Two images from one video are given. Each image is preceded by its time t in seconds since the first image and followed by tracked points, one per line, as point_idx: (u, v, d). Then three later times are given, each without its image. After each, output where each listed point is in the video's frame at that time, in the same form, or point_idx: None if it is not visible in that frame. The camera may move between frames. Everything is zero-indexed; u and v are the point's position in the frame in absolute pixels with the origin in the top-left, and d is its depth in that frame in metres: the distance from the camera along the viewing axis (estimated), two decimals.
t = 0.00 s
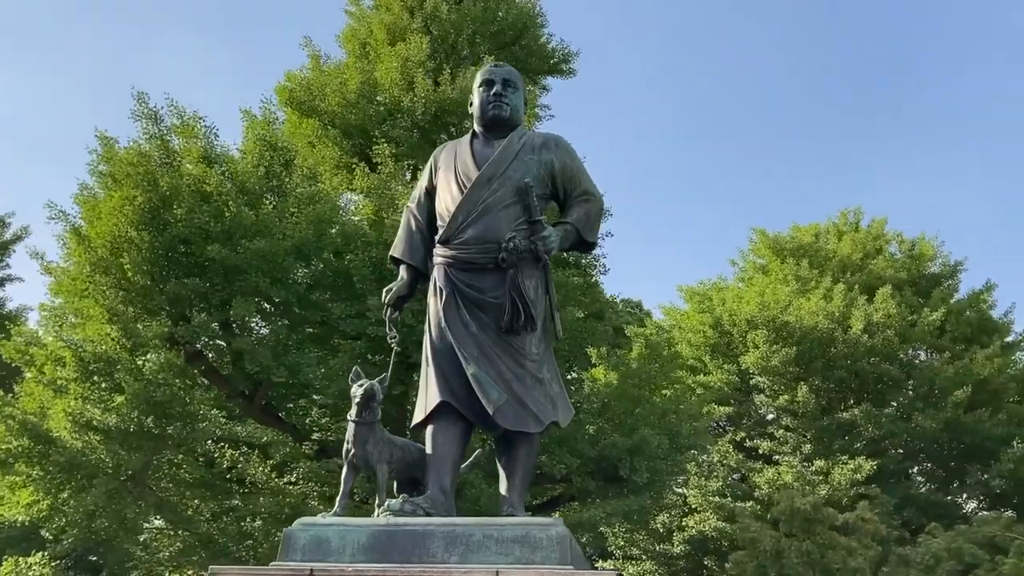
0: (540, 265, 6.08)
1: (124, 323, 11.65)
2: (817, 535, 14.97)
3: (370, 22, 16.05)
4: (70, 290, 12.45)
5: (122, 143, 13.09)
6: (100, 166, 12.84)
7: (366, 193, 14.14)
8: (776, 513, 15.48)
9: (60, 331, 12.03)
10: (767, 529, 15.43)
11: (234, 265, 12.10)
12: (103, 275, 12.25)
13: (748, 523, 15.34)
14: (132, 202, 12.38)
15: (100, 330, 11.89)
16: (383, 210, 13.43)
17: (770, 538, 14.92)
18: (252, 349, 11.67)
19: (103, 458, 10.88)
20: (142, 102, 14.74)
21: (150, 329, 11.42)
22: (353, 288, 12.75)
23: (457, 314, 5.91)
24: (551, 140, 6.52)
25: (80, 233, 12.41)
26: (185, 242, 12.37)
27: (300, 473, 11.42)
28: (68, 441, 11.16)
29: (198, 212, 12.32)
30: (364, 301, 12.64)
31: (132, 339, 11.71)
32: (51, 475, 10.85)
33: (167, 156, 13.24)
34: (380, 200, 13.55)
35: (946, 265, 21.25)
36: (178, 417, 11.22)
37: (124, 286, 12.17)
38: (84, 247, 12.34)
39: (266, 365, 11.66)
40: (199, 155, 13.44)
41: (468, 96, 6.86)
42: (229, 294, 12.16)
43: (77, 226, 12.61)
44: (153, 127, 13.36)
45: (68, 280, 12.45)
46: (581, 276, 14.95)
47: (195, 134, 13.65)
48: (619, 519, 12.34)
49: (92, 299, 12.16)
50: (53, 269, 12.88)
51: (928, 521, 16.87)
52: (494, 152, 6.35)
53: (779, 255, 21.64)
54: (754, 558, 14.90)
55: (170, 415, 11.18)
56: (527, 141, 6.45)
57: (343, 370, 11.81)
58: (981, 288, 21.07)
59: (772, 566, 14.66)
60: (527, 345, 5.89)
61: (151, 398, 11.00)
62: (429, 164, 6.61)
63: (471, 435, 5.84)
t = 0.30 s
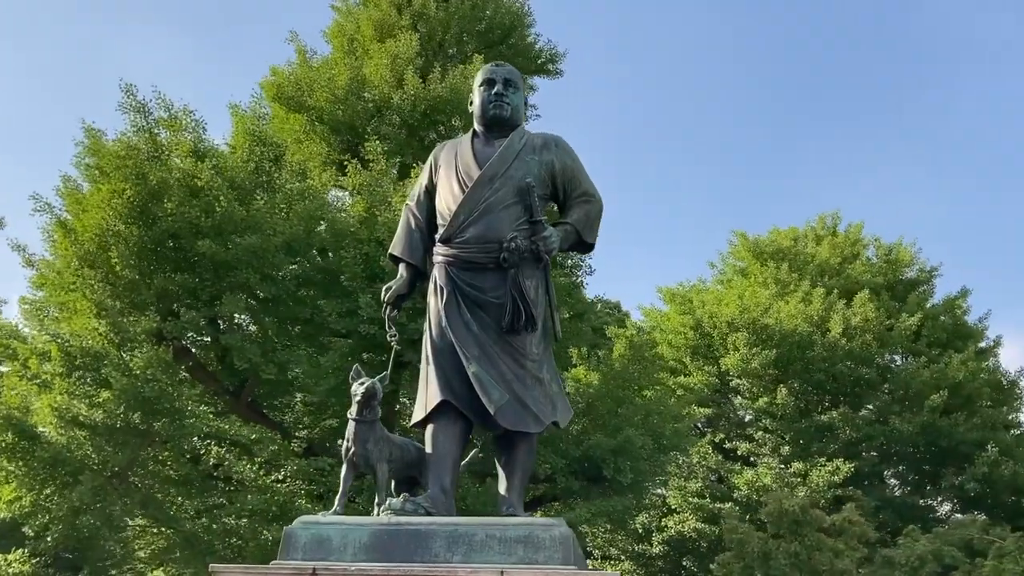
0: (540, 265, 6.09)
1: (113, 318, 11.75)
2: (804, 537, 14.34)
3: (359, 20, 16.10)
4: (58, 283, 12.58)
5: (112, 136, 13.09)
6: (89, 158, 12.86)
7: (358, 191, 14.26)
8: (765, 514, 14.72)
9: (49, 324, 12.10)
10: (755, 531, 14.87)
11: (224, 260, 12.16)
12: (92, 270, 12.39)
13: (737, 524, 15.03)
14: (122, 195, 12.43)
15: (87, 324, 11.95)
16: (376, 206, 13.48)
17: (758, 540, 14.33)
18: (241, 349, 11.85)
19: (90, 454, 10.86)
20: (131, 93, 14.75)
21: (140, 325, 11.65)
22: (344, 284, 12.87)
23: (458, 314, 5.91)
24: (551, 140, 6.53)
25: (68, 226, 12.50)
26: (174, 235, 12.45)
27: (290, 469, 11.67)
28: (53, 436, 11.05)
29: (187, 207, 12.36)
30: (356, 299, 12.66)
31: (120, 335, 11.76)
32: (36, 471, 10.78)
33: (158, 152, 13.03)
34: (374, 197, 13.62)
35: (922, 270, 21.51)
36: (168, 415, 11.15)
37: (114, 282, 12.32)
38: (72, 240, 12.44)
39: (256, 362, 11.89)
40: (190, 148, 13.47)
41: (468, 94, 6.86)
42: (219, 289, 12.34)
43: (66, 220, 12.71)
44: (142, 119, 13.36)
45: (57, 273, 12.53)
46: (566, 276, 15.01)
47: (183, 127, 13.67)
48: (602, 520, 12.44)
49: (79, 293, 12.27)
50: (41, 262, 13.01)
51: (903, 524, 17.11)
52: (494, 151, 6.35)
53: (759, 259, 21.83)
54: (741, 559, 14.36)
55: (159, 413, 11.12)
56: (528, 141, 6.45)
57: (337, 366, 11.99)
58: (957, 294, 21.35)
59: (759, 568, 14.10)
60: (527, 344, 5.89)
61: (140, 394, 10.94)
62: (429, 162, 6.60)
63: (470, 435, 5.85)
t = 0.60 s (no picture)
0: (543, 265, 6.08)
1: (101, 313, 11.72)
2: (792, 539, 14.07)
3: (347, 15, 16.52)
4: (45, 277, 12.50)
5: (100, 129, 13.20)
6: (77, 150, 12.83)
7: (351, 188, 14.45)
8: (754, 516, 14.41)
9: (37, 319, 12.19)
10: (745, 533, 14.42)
11: (215, 256, 12.37)
12: (81, 264, 12.41)
13: (727, 528, 14.42)
14: (111, 189, 12.52)
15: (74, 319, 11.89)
16: (369, 203, 13.76)
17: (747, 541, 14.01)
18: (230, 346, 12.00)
19: (77, 450, 10.70)
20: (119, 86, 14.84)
21: (128, 319, 11.62)
22: (335, 282, 13.24)
23: (460, 314, 5.89)
24: (553, 140, 6.52)
25: (55, 220, 12.56)
26: (165, 231, 12.60)
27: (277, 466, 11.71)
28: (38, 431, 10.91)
29: (177, 202, 12.49)
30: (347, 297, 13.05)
31: (110, 332, 11.69)
32: (20, 466, 10.64)
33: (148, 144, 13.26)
34: (365, 194, 13.89)
35: (900, 275, 21.73)
36: (157, 411, 11.00)
37: (101, 277, 12.40)
38: (59, 235, 12.52)
39: (246, 360, 12.13)
40: (181, 143, 13.45)
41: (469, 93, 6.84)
42: (209, 284, 12.41)
43: (53, 214, 12.79)
44: (130, 112, 13.37)
45: (42, 266, 12.52)
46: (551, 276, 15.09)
47: (170, 121, 13.74)
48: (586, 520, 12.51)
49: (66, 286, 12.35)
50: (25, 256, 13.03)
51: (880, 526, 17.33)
52: (497, 151, 6.33)
53: (740, 261, 21.96)
54: (730, 561, 14.03)
55: (149, 409, 10.98)
56: (530, 141, 6.44)
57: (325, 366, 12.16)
58: (933, 298, 21.58)
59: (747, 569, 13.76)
60: (529, 345, 5.89)
61: (129, 390, 10.84)
62: (429, 161, 6.57)
63: (471, 435, 5.84)
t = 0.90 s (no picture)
0: (545, 266, 6.08)
1: (90, 306, 11.62)
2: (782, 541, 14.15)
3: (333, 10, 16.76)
4: (32, 270, 12.41)
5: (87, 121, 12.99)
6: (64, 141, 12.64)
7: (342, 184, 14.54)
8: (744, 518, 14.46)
9: (25, 313, 12.05)
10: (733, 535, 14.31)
11: (205, 251, 12.43)
12: (69, 258, 12.24)
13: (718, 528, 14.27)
14: (99, 180, 12.38)
15: (60, 314, 11.77)
16: (361, 199, 13.79)
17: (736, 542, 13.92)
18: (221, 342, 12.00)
19: (63, 446, 10.60)
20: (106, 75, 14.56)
21: (118, 314, 11.53)
22: (324, 279, 13.46)
23: (464, 313, 5.87)
24: (556, 140, 6.52)
25: (41, 212, 12.43)
26: (155, 223, 12.52)
27: (265, 465, 11.67)
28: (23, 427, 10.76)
29: (169, 196, 12.44)
30: (338, 295, 13.18)
31: (99, 327, 11.60)
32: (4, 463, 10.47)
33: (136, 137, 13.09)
34: (358, 190, 13.91)
35: (878, 279, 22.01)
36: (145, 407, 10.88)
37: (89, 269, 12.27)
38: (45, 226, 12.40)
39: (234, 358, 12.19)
40: (170, 138, 13.34)
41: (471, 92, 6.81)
42: (198, 280, 12.44)
43: (38, 206, 12.64)
44: (117, 103, 13.25)
45: (29, 260, 12.46)
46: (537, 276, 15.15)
47: (157, 113, 13.64)
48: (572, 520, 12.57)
49: (56, 280, 12.20)
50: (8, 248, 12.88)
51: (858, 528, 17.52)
52: (500, 150, 6.32)
53: (720, 263, 22.07)
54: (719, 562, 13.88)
55: (137, 405, 10.84)
56: (533, 141, 6.43)
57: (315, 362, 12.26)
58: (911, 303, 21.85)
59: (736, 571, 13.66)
60: (532, 345, 5.88)
61: (117, 386, 10.70)
62: (431, 159, 6.54)
63: (472, 435, 5.81)
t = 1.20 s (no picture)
0: (547, 266, 6.06)
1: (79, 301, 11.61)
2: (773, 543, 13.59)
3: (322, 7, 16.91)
4: (18, 262, 12.32)
5: (77, 113, 12.79)
6: (52, 134, 12.49)
7: (335, 180, 14.67)
8: (736, 519, 14.04)
9: (12, 306, 12.02)
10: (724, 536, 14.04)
11: (196, 246, 12.33)
12: (58, 251, 12.11)
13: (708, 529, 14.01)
14: (89, 173, 12.18)
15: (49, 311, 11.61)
16: (354, 197, 13.95)
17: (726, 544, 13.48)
18: (210, 338, 12.01)
19: (49, 442, 10.55)
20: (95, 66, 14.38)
21: (107, 309, 11.52)
22: (314, 274, 13.56)
23: (466, 313, 5.85)
24: (558, 141, 6.51)
25: (29, 204, 12.26)
26: (145, 217, 12.44)
27: (253, 462, 11.77)
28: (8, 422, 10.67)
29: (160, 190, 12.36)
30: (330, 292, 13.28)
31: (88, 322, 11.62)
32: None
33: (126, 130, 12.95)
34: (350, 187, 14.02)
35: (857, 283, 22.27)
36: (133, 404, 10.84)
37: (79, 263, 12.10)
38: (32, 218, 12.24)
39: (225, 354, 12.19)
40: (161, 131, 13.22)
41: (473, 91, 6.79)
42: (188, 276, 12.40)
43: (25, 199, 12.48)
44: (105, 95, 13.12)
45: (17, 253, 12.37)
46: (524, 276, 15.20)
47: (144, 107, 13.56)
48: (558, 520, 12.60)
49: (44, 273, 12.13)
50: None
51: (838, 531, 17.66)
52: (503, 150, 6.30)
53: (702, 264, 22.20)
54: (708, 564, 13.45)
55: (125, 400, 10.80)
56: (535, 141, 6.42)
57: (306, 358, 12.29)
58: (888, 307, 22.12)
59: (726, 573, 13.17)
60: (534, 346, 5.86)
61: (106, 381, 10.67)
62: (432, 158, 6.51)
63: (473, 435, 5.80)
